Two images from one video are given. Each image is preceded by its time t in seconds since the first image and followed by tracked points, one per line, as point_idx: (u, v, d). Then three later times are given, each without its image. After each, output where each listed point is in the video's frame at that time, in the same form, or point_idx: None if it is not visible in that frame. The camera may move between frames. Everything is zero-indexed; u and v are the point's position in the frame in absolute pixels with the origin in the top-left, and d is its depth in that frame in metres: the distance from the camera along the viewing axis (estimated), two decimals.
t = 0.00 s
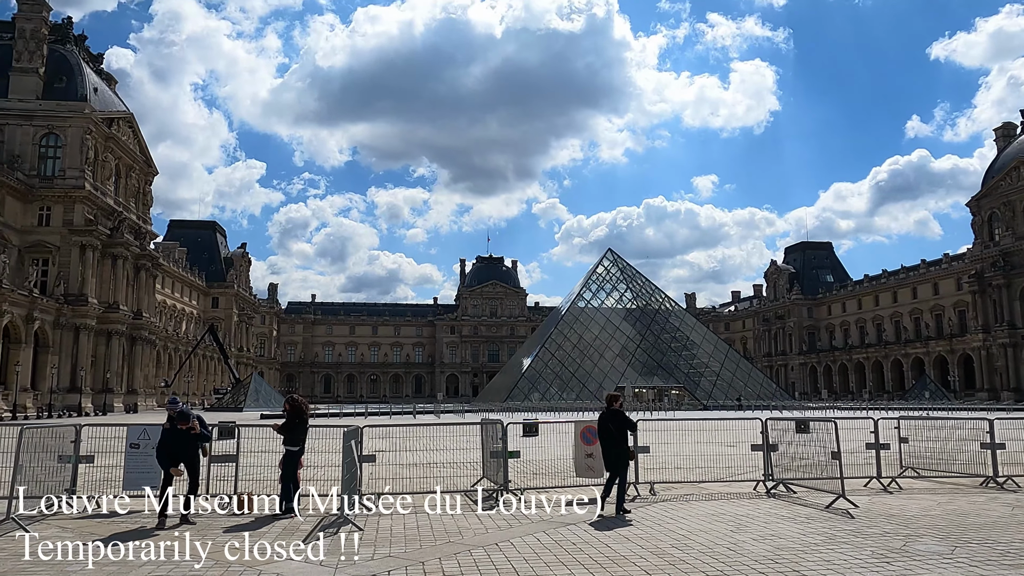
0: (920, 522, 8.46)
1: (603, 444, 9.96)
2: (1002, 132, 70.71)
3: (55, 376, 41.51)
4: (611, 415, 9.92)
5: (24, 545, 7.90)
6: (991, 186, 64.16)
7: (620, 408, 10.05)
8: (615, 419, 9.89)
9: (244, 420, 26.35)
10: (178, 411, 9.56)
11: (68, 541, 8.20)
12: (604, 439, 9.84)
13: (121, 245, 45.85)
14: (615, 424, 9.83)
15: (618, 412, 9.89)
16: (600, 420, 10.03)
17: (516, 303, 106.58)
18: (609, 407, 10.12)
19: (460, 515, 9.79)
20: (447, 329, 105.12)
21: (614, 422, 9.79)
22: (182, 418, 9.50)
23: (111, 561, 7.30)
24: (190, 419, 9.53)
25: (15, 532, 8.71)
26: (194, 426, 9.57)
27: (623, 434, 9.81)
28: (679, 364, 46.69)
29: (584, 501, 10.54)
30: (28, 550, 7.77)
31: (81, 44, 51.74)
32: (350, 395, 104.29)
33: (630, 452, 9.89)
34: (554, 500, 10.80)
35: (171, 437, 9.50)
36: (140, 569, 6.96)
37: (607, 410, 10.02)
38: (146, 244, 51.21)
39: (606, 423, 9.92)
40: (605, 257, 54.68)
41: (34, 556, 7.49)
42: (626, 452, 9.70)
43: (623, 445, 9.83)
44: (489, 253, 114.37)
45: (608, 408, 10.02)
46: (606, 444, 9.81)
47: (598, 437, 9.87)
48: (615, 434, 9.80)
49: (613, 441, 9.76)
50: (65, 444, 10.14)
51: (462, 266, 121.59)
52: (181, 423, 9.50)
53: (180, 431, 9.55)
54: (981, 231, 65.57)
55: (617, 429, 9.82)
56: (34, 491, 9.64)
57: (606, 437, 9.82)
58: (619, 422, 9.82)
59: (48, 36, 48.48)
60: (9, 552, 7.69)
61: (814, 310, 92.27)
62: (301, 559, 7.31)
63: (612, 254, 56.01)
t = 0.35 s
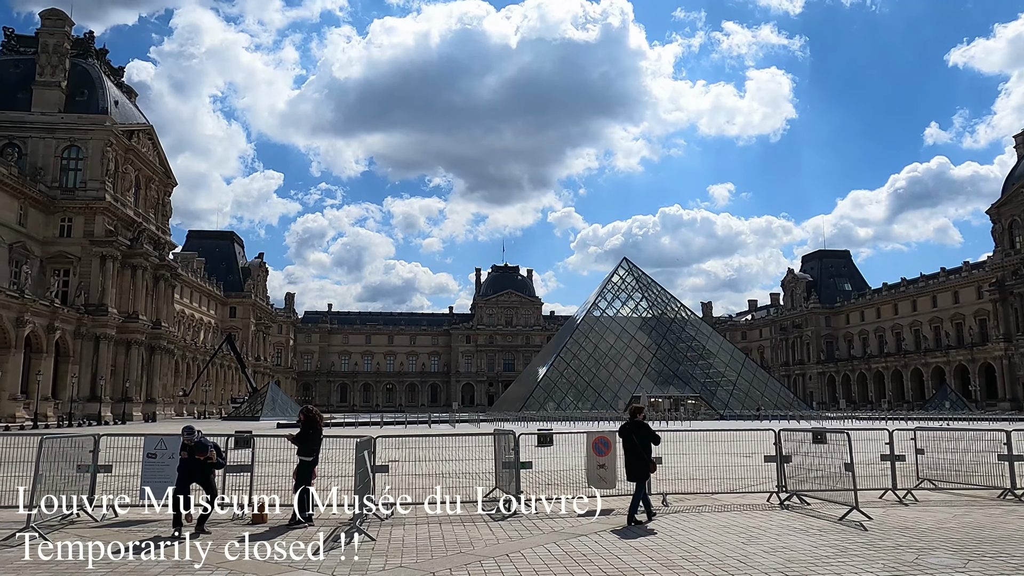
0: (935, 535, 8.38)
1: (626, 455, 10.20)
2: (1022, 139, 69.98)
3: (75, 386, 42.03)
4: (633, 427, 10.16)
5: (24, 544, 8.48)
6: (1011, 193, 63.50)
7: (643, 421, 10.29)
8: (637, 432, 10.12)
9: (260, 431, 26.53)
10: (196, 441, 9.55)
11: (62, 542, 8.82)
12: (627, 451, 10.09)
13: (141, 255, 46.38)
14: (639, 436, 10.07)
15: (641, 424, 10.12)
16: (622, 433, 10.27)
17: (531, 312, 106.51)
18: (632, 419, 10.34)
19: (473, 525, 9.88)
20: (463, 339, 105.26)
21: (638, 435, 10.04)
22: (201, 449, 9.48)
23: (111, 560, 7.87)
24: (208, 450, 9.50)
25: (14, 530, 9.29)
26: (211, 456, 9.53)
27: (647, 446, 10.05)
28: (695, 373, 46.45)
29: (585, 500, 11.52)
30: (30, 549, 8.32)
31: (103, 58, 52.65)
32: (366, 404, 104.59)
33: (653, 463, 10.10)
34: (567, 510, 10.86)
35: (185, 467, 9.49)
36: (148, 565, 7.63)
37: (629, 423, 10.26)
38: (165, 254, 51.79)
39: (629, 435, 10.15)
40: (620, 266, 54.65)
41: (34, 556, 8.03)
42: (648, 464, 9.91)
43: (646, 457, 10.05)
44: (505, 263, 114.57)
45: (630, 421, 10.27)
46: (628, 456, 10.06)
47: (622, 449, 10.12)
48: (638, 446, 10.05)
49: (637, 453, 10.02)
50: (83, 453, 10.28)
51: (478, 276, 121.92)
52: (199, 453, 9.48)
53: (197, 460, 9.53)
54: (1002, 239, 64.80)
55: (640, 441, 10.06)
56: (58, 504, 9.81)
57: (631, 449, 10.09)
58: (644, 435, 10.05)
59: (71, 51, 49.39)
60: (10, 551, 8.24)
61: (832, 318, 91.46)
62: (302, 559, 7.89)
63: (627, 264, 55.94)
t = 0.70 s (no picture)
0: (941, 543, 8.35)
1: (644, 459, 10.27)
2: None
3: (91, 393, 42.45)
4: (650, 431, 10.23)
5: (25, 544, 8.81)
6: None
7: (660, 425, 10.36)
8: (655, 436, 10.19)
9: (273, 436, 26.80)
10: (208, 460, 9.64)
11: (65, 542, 9.19)
12: (645, 455, 10.16)
13: (156, 263, 46.79)
14: (655, 440, 10.15)
15: (657, 428, 10.19)
16: (639, 437, 10.33)
17: (544, 319, 106.48)
18: (647, 424, 10.44)
19: (482, 532, 9.90)
20: (475, 345, 105.38)
21: (655, 439, 10.11)
22: (214, 469, 9.57)
23: (111, 560, 8.22)
24: (220, 469, 9.59)
25: (15, 532, 9.62)
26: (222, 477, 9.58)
27: (663, 450, 10.11)
28: (708, 381, 46.22)
29: (584, 501, 11.83)
30: (29, 549, 8.65)
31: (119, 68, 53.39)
32: (379, 411, 104.83)
33: (671, 467, 10.14)
34: (575, 517, 10.86)
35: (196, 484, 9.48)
36: (146, 564, 7.94)
37: (645, 426, 10.32)
38: (180, 263, 52.23)
39: (646, 440, 10.22)
40: (632, 273, 54.59)
41: (33, 556, 8.35)
42: (669, 467, 10.00)
43: (664, 461, 10.10)
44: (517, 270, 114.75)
45: (646, 425, 10.34)
46: (647, 460, 10.13)
47: (639, 453, 10.18)
48: (655, 450, 10.12)
49: (653, 456, 10.08)
50: (97, 460, 10.41)
51: (490, 282, 122.13)
52: (213, 472, 9.56)
53: (209, 479, 9.57)
54: (1018, 244, 64.20)
55: (658, 445, 10.13)
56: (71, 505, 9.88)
57: (648, 452, 10.17)
58: (660, 439, 10.13)
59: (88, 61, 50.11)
60: (10, 551, 8.55)
61: (847, 325, 90.86)
62: (301, 559, 8.21)
63: (640, 270, 55.86)
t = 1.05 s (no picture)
0: (952, 553, 8.27)
1: (660, 467, 10.29)
2: None
3: (106, 400, 42.85)
4: (669, 439, 10.24)
5: (26, 545, 9.15)
6: None
7: (680, 434, 10.36)
8: (674, 445, 10.21)
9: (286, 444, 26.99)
10: (220, 471, 9.68)
11: (72, 542, 9.52)
12: (663, 462, 10.17)
13: (170, 271, 47.19)
14: (674, 448, 10.15)
15: (678, 437, 10.19)
16: (657, 445, 10.35)
17: (555, 326, 106.39)
18: (667, 432, 10.43)
19: (490, 539, 9.93)
20: (487, 352, 105.43)
21: (674, 447, 10.11)
22: (226, 478, 9.63)
23: (108, 561, 8.57)
24: (232, 479, 9.62)
25: (20, 534, 9.90)
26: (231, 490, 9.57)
27: (682, 459, 10.11)
28: (720, 388, 46.00)
29: (584, 501, 12.20)
30: (29, 549, 9.01)
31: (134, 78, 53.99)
32: (391, 418, 104.97)
33: (688, 474, 10.14)
34: (585, 525, 10.85)
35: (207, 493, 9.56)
36: (139, 566, 8.28)
37: (665, 435, 10.33)
38: (193, 270, 52.61)
39: (665, 447, 10.22)
40: (644, 279, 54.53)
41: (33, 556, 8.70)
42: (686, 474, 10.04)
43: (683, 469, 10.09)
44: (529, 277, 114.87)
45: (665, 433, 10.35)
46: (664, 467, 10.15)
47: (657, 461, 10.19)
48: (675, 459, 10.12)
49: (673, 465, 10.09)
50: (110, 465, 10.57)
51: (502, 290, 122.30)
52: (225, 482, 9.60)
53: (220, 489, 9.64)
54: None
55: (676, 453, 10.14)
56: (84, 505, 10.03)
57: (666, 460, 10.18)
58: (680, 448, 10.13)
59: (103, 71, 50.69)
60: (12, 551, 8.88)
61: (860, 332, 90.21)
62: (302, 559, 8.60)
63: (651, 278, 55.77)
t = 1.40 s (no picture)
0: (964, 559, 8.21)
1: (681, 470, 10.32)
2: None
3: (117, 404, 43.07)
4: (689, 444, 10.27)
5: (26, 545, 9.40)
6: None
7: (699, 439, 10.38)
8: (694, 449, 10.23)
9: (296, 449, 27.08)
10: (234, 462, 9.83)
11: (81, 541, 9.71)
12: (683, 467, 10.19)
13: (181, 276, 47.43)
14: (694, 453, 10.17)
15: (697, 442, 10.21)
16: (678, 449, 10.38)
17: (564, 330, 106.27)
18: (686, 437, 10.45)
19: (499, 543, 9.95)
20: (496, 357, 105.51)
21: (694, 452, 10.14)
22: (237, 471, 9.78)
23: (109, 560, 8.82)
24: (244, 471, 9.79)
25: (25, 535, 10.08)
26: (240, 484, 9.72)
27: (703, 464, 10.11)
28: (730, 393, 45.81)
29: (584, 501, 12.38)
30: (29, 549, 9.29)
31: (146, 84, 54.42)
32: (400, 423, 105.07)
33: (707, 479, 10.14)
34: (595, 530, 10.83)
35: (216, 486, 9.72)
36: (139, 566, 8.49)
37: (685, 440, 10.36)
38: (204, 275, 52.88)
39: (685, 452, 10.26)
40: (653, 283, 54.47)
41: (33, 555, 8.98)
42: (706, 479, 10.02)
43: (702, 474, 10.10)
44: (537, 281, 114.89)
45: (686, 438, 10.38)
46: (685, 472, 10.15)
47: (678, 465, 10.21)
48: (695, 464, 10.13)
49: (693, 469, 10.10)
50: (120, 468, 10.64)
51: (510, 294, 122.28)
52: (237, 473, 9.78)
53: (233, 480, 9.76)
54: None
55: (697, 457, 10.16)
56: (93, 508, 10.04)
57: (687, 464, 10.20)
58: (699, 453, 10.15)
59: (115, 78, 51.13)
60: (13, 551, 9.15)
61: (871, 336, 89.68)
62: (301, 558, 8.90)
63: (660, 282, 55.67)
